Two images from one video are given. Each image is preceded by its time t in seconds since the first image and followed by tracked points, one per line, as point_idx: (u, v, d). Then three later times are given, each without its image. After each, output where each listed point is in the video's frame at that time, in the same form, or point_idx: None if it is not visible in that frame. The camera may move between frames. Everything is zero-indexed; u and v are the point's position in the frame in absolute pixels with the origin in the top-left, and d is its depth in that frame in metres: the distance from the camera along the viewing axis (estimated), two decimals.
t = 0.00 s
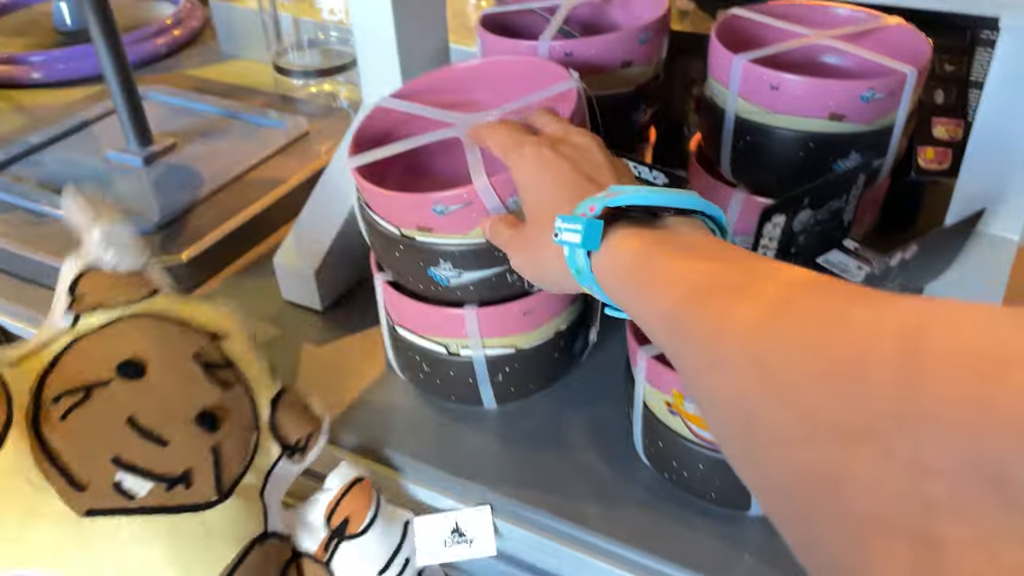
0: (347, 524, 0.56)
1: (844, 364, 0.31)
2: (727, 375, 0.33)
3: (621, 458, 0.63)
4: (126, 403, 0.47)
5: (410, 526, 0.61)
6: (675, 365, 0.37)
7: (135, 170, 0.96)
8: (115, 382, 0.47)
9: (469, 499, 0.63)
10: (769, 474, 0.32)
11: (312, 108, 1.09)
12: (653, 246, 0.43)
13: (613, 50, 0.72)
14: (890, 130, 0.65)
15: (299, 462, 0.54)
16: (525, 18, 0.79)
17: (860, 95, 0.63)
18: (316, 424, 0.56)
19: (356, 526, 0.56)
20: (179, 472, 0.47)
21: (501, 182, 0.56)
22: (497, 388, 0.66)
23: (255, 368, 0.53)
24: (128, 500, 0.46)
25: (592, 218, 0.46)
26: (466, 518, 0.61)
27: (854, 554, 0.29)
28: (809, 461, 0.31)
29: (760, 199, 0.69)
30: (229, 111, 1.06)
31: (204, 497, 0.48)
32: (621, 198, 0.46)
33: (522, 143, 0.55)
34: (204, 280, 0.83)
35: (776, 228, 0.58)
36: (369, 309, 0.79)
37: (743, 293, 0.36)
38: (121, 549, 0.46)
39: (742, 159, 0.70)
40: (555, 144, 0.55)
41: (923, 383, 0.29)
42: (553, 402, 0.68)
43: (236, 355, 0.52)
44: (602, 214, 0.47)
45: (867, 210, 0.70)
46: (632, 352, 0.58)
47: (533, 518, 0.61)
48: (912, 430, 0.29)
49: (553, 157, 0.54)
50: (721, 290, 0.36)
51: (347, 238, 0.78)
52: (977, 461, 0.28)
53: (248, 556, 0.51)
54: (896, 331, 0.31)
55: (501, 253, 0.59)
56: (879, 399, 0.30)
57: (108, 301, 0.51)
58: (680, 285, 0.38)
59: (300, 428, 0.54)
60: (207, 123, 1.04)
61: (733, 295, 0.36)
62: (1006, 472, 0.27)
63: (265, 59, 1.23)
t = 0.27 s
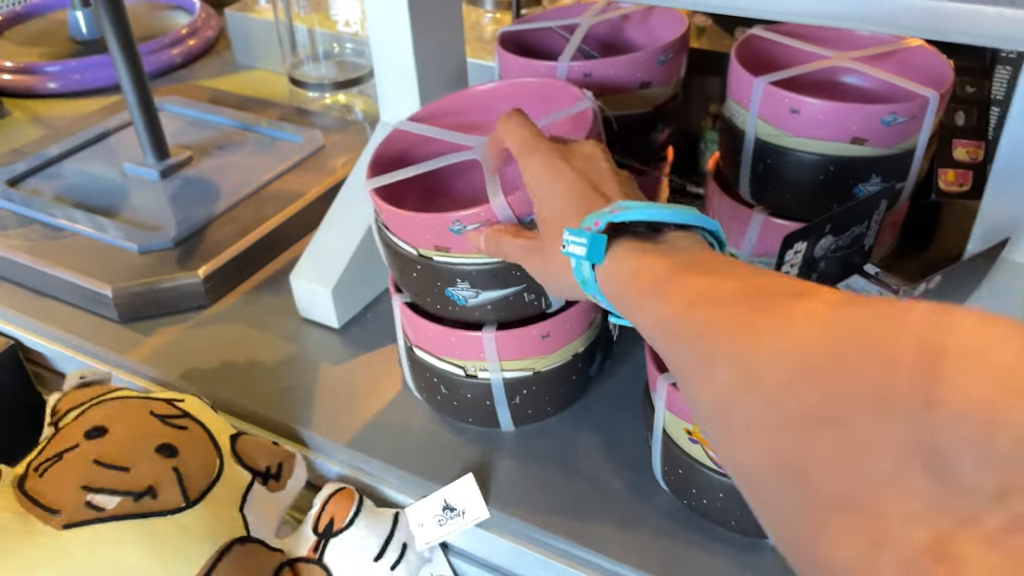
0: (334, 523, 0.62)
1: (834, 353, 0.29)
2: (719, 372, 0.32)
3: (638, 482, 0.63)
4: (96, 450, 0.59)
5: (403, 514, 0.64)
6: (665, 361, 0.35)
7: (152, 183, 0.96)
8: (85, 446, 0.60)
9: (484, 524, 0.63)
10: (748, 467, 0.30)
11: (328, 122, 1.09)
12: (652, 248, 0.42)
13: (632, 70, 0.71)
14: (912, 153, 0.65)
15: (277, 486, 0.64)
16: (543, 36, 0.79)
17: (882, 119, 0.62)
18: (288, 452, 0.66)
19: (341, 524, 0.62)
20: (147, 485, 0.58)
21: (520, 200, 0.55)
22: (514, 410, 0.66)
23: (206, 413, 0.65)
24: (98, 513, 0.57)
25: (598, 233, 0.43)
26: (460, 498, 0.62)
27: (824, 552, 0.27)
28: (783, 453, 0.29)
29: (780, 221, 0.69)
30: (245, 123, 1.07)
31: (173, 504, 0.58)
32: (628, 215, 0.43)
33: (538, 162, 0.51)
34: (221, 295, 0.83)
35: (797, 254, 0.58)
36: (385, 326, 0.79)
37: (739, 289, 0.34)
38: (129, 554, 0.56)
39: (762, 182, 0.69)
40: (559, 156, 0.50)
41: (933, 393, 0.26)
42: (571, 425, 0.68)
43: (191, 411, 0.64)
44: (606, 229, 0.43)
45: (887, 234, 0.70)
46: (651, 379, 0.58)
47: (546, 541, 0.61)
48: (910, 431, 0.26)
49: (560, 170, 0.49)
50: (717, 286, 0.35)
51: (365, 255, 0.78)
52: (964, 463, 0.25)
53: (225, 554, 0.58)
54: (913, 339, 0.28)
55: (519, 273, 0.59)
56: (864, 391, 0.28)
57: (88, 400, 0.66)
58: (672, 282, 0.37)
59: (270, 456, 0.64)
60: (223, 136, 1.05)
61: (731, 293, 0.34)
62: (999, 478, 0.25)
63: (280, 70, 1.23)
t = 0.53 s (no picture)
0: (335, 514, 0.61)
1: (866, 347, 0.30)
2: (753, 365, 0.33)
3: (647, 487, 0.63)
4: (88, 450, 0.59)
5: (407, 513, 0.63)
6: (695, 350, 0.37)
7: (161, 184, 0.96)
8: (81, 447, 0.59)
9: (491, 529, 0.63)
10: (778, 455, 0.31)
11: (337, 123, 1.09)
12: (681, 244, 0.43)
13: (643, 73, 0.71)
14: (924, 159, 0.64)
15: (273, 482, 0.63)
16: (554, 39, 0.79)
17: (895, 124, 0.62)
18: (286, 451, 0.65)
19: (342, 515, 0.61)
20: (133, 477, 0.57)
21: (537, 198, 0.54)
22: (522, 414, 0.66)
23: (207, 418, 0.65)
24: (83, 504, 0.56)
25: (631, 221, 0.45)
26: (465, 492, 0.62)
27: (850, 537, 0.28)
28: (814, 446, 0.30)
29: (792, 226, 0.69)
30: (254, 124, 1.07)
31: (160, 494, 0.57)
32: (664, 205, 0.45)
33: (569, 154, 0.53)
34: (229, 297, 0.83)
35: (810, 260, 0.57)
36: (394, 329, 0.79)
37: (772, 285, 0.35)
38: (115, 541, 0.54)
39: (773, 186, 0.69)
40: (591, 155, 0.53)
41: (966, 390, 0.28)
42: (579, 430, 0.68)
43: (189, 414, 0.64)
44: (641, 218, 0.45)
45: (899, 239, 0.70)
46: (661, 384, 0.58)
47: (553, 546, 0.61)
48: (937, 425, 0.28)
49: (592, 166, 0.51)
50: (752, 282, 0.36)
51: (374, 257, 0.78)
52: (991, 458, 0.27)
53: (213, 536, 0.56)
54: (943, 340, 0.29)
55: (532, 272, 0.58)
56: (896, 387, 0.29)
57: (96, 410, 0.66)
58: (705, 276, 0.38)
59: (264, 452, 0.64)
60: (231, 137, 1.05)
61: (765, 289, 0.35)
62: None
63: (289, 71, 1.23)
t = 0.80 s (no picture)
0: (313, 508, 0.59)
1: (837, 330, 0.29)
2: (719, 344, 0.32)
3: (645, 496, 0.62)
4: (68, 455, 0.58)
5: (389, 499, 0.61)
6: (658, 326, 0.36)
7: (157, 185, 0.95)
8: (61, 452, 0.59)
9: (484, 536, 0.61)
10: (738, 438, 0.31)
11: (336, 123, 1.08)
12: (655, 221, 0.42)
13: (643, 75, 0.70)
14: (927, 163, 0.63)
15: (255, 482, 0.61)
16: (554, 40, 0.78)
17: (897, 128, 0.61)
18: (269, 450, 0.64)
19: (320, 507, 0.59)
20: (110, 480, 0.56)
21: (515, 185, 0.53)
22: (517, 421, 0.65)
23: (190, 419, 0.64)
24: (59, 507, 0.55)
25: (603, 192, 0.44)
26: (454, 487, 0.63)
27: (804, 534, 0.28)
28: (774, 434, 0.29)
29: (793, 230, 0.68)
30: (252, 124, 1.06)
31: (137, 495, 0.56)
32: (638, 179, 0.44)
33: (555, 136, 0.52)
34: (224, 299, 0.83)
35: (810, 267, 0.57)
36: (390, 332, 0.78)
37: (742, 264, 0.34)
38: (89, 542, 0.53)
39: (774, 191, 0.68)
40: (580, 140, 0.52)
41: (942, 383, 0.27)
42: (575, 436, 0.67)
43: (174, 416, 0.63)
44: (614, 190, 0.44)
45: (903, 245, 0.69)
46: (658, 392, 0.57)
47: (549, 556, 0.60)
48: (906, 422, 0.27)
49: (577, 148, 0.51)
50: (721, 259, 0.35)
51: (371, 260, 0.77)
52: (962, 458, 0.26)
53: (190, 537, 0.55)
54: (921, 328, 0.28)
55: (512, 263, 0.57)
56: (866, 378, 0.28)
57: (81, 416, 0.65)
58: (675, 254, 0.37)
59: (246, 452, 0.62)
60: (230, 138, 1.04)
61: (736, 268, 0.34)
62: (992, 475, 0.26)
63: (288, 71, 1.23)
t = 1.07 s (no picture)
0: (318, 529, 0.59)
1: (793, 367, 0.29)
2: (673, 376, 0.31)
3: (648, 508, 0.61)
4: (71, 466, 0.57)
5: (395, 520, 0.61)
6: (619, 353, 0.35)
7: (158, 188, 0.94)
8: (63, 462, 0.58)
9: (486, 551, 0.61)
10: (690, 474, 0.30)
11: (337, 126, 1.08)
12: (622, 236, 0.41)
13: (649, 81, 0.69)
14: (936, 172, 0.63)
15: (261, 497, 0.61)
16: (558, 44, 0.77)
17: (906, 137, 0.60)
18: (274, 464, 0.63)
19: (326, 529, 0.59)
20: (115, 496, 0.55)
21: (493, 191, 0.52)
22: (512, 431, 0.64)
23: (194, 430, 0.63)
24: (63, 523, 0.54)
25: (556, 199, 0.44)
26: (460, 500, 0.62)
27: None
28: (731, 476, 0.28)
29: (798, 240, 0.68)
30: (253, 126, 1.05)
31: (143, 513, 0.55)
32: (590, 187, 0.44)
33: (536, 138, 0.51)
34: (224, 305, 0.82)
35: (817, 279, 0.56)
36: (391, 339, 0.77)
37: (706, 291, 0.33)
38: (93, 559, 0.52)
39: (780, 199, 0.67)
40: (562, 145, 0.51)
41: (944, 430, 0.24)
42: (578, 446, 0.66)
43: (176, 426, 0.63)
44: (567, 197, 0.44)
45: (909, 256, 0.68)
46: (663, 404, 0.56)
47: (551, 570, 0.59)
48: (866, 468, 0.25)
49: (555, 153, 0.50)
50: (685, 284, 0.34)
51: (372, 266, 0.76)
52: (931, 522, 0.24)
53: (197, 557, 0.55)
54: (886, 364, 0.26)
55: (491, 272, 0.56)
56: (822, 417, 0.27)
57: (80, 420, 0.64)
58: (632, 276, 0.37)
59: (252, 466, 0.62)
60: (230, 140, 1.03)
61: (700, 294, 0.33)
62: (966, 541, 0.23)
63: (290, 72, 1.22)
